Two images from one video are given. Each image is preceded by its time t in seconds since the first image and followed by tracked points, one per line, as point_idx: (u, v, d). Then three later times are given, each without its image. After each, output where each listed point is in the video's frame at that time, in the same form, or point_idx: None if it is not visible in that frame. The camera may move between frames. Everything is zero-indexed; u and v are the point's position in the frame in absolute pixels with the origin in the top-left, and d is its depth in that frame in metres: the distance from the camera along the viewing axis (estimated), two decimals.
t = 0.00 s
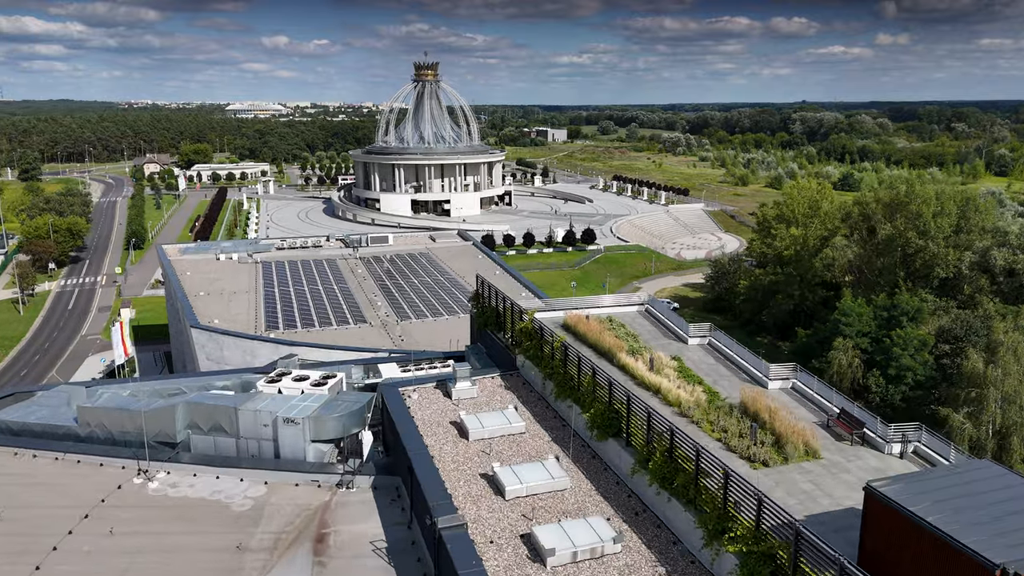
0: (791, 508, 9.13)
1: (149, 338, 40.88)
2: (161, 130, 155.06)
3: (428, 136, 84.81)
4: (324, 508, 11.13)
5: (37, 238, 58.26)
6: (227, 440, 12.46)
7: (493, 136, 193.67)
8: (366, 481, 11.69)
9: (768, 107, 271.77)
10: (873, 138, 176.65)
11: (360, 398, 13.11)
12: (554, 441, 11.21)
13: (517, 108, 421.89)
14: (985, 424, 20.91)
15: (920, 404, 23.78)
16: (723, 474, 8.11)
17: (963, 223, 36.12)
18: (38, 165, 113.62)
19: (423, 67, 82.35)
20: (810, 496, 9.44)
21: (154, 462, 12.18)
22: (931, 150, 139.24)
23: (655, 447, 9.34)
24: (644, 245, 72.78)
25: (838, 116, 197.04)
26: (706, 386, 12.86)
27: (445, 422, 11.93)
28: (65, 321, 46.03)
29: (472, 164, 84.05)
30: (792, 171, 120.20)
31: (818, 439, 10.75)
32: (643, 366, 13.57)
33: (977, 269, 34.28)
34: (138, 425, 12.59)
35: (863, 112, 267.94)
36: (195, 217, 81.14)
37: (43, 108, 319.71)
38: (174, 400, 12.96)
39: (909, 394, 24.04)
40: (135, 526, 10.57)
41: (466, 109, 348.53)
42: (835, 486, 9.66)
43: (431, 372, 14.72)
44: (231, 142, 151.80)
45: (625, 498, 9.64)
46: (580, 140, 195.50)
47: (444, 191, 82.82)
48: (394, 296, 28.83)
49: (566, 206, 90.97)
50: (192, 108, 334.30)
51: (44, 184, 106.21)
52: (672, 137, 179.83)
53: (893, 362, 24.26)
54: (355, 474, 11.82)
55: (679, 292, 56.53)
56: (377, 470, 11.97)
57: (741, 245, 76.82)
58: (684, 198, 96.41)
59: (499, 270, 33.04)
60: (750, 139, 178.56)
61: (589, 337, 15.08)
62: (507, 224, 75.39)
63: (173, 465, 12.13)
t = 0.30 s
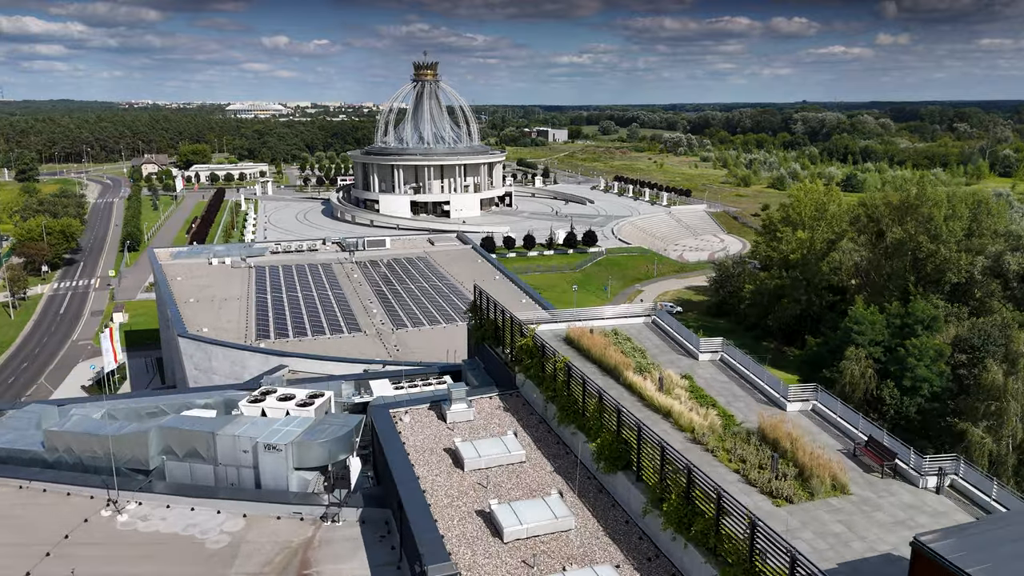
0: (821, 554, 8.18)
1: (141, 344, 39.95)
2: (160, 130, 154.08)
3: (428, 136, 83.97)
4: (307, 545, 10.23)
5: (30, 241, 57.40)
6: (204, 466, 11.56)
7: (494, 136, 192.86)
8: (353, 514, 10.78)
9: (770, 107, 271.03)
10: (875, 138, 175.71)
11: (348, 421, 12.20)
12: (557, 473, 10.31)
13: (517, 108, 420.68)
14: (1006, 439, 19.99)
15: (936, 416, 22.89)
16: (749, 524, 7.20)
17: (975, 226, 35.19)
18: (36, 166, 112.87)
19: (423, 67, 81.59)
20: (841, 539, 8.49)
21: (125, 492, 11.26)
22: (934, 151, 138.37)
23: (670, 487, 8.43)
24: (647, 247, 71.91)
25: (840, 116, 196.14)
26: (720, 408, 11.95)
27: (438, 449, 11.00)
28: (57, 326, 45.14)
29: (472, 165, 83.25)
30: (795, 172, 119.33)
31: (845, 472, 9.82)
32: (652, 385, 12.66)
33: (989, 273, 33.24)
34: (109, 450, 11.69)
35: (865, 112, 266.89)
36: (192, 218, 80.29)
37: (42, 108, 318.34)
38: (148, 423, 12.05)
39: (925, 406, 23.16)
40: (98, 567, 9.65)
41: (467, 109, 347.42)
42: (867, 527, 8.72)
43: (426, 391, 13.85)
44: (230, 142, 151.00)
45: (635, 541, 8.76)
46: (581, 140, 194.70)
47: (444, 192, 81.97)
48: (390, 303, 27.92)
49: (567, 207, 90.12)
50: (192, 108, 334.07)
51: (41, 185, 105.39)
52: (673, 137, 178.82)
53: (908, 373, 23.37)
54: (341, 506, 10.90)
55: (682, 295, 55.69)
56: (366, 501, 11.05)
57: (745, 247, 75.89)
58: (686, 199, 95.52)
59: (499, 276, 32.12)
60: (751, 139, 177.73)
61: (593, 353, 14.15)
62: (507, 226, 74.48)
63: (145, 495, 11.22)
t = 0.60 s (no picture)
0: None
1: (133, 350, 39.06)
2: (158, 130, 153.15)
3: (427, 136, 83.06)
4: None
5: (23, 243, 56.55)
6: (177, 498, 10.67)
7: (494, 136, 192.00)
8: (337, 552, 9.90)
9: (771, 107, 270.25)
10: (878, 138, 174.75)
11: (334, 447, 11.32)
12: (560, 508, 9.44)
13: (518, 108, 419.62)
14: None
15: (953, 430, 21.98)
16: None
17: (988, 230, 34.30)
18: (32, 166, 112.02)
19: (422, 66, 80.80)
20: None
21: (90, 526, 10.34)
22: (938, 151, 137.46)
23: (687, 535, 7.57)
24: (649, 249, 71.01)
25: (842, 116, 195.22)
26: (736, 433, 11.05)
27: (430, 481, 10.10)
28: (48, 330, 44.25)
29: (472, 166, 82.39)
30: (797, 172, 118.41)
31: (879, 511, 8.91)
32: (662, 407, 11.75)
33: (1002, 279, 32.44)
34: (74, 479, 10.80)
35: (867, 112, 265.83)
36: (189, 220, 79.47)
37: (41, 108, 317.41)
38: (118, 450, 11.18)
39: (942, 418, 22.24)
40: None
41: (467, 109, 346.41)
42: None
43: (420, 412, 12.99)
44: (229, 143, 150.25)
45: None
46: (582, 141, 193.89)
47: (443, 193, 81.10)
48: (387, 309, 26.99)
49: (568, 208, 89.21)
50: (191, 108, 333.93)
51: (38, 186, 104.61)
52: (675, 137, 177.84)
53: (924, 384, 22.45)
54: (324, 544, 10.00)
55: (685, 299, 54.76)
56: (351, 538, 10.15)
57: (748, 248, 74.97)
58: (688, 200, 94.60)
59: (499, 280, 31.19)
60: (753, 140, 176.80)
61: (599, 371, 13.25)
62: (507, 227, 73.57)
63: (112, 530, 10.30)
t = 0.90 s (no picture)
0: None
1: (123, 356, 38.11)
2: (156, 130, 152.17)
3: (427, 137, 82.17)
4: None
5: (15, 245, 55.67)
6: (144, 535, 9.78)
7: (494, 136, 191.05)
8: None
9: (773, 107, 269.37)
10: (881, 138, 173.79)
11: (318, 478, 10.40)
12: (565, 554, 8.53)
13: (518, 108, 418.50)
14: None
15: (972, 444, 21.08)
16: None
17: (1002, 233, 33.42)
18: (29, 167, 111.15)
19: (422, 66, 79.91)
20: None
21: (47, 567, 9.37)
22: (941, 151, 136.54)
23: None
24: (651, 250, 70.14)
25: (844, 116, 194.21)
26: (755, 463, 10.13)
27: (420, 520, 9.19)
28: (38, 335, 43.37)
29: (472, 166, 81.48)
30: (800, 173, 117.49)
31: (920, 558, 7.97)
32: (674, 434, 10.83)
33: (1017, 284, 31.52)
34: (33, 513, 9.90)
35: (869, 112, 264.68)
36: (186, 221, 78.65)
37: (40, 108, 316.08)
38: (82, 481, 10.29)
39: (961, 432, 21.33)
40: None
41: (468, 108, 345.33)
42: None
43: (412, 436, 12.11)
44: (227, 143, 149.38)
45: None
46: (582, 141, 192.99)
47: (443, 194, 80.19)
48: (383, 316, 26.05)
49: (569, 210, 88.28)
50: (191, 108, 333.21)
51: (35, 187, 103.77)
52: (676, 137, 176.84)
53: (943, 397, 21.58)
54: None
55: (689, 302, 53.85)
56: None
57: (751, 250, 74.02)
58: (690, 201, 93.68)
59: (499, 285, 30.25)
60: (755, 140, 175.84)
61: (606, 392, 12.36)
62: (508, 229, 72.62)
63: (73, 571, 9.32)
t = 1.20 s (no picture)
0: None
1: (114, 362, 37.20)
2: (155, 130, 151.22)
3: (426, 137, 81.26)
4: None
5: (8, 248, 54.74)
6: None
7: (495, 137, 190.09)
8: None
9: (774, 107, 268.43)
10: (884, 138, 172.65)
11: (299, 515, 9.49)
12: None
13: (519, 108, 417.03)
14: None
15: (993, 459, 20.16)
16: None
17: (1016, 237, 32.50)
18: (26, 168, 110.20)
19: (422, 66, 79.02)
20: None
21: None
22: (945, 152, 135.56)
23: None
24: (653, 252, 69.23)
25: (847, 116, 193.20)
26: (779, 500, 9.22)
27: (410, 569, 8.28)
28: (28, 340, 42.45)
29: (472, 167, 80.57)
30: (803, 174, 116.53)
31: None
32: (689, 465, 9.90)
33: None
34: None
35: (871, 112, 263.53)
36: (183, 222, 77.72)
37: (39, 108, 314.62)
38: (39, 518, 9.35)
39: (981, 446, 20.34)
40: None
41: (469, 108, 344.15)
42: None
43: (403, 464, 11.19)
44: (226, 143, 148.45)
45: None
46: (583, 141, 192.07)
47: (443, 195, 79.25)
48: (378, 324, 25.12)
49: (570, 211, 87.38)
50: (190, 109, 332.66)
51: (31, 187, 102.80)
52: (678, 137, 175.78)
53: (962, 410, 20.65)
54: None
55: (692, 305, 52.94)
56: None
57: (755, 252, 73.00)
58: (693, 202, 92.73)
59: (499, 291, 29.30)
60: (757, 140, 174.84)
61: (614, 416, 11.46)
62: (508, 231, 71.68)
63: None
